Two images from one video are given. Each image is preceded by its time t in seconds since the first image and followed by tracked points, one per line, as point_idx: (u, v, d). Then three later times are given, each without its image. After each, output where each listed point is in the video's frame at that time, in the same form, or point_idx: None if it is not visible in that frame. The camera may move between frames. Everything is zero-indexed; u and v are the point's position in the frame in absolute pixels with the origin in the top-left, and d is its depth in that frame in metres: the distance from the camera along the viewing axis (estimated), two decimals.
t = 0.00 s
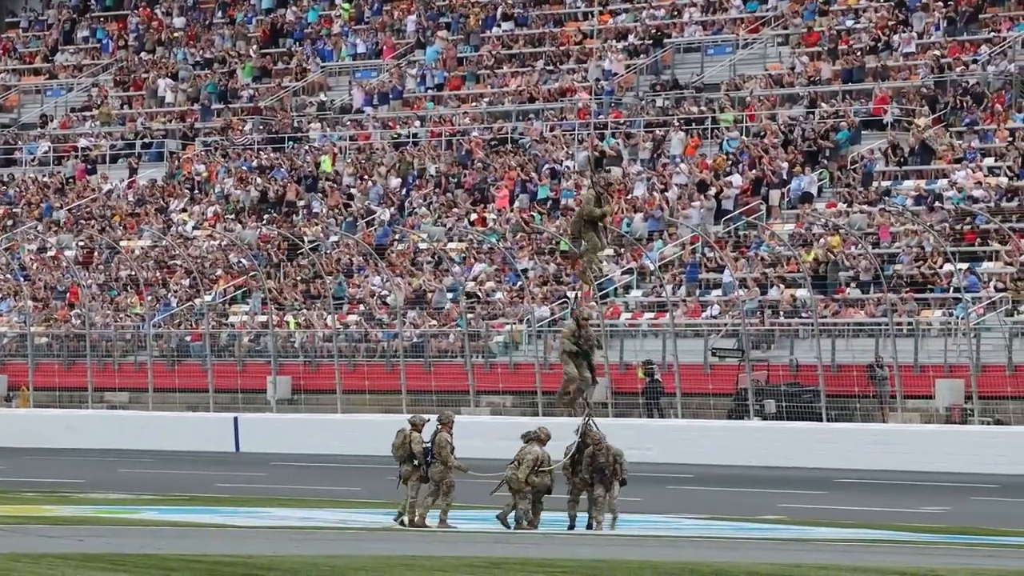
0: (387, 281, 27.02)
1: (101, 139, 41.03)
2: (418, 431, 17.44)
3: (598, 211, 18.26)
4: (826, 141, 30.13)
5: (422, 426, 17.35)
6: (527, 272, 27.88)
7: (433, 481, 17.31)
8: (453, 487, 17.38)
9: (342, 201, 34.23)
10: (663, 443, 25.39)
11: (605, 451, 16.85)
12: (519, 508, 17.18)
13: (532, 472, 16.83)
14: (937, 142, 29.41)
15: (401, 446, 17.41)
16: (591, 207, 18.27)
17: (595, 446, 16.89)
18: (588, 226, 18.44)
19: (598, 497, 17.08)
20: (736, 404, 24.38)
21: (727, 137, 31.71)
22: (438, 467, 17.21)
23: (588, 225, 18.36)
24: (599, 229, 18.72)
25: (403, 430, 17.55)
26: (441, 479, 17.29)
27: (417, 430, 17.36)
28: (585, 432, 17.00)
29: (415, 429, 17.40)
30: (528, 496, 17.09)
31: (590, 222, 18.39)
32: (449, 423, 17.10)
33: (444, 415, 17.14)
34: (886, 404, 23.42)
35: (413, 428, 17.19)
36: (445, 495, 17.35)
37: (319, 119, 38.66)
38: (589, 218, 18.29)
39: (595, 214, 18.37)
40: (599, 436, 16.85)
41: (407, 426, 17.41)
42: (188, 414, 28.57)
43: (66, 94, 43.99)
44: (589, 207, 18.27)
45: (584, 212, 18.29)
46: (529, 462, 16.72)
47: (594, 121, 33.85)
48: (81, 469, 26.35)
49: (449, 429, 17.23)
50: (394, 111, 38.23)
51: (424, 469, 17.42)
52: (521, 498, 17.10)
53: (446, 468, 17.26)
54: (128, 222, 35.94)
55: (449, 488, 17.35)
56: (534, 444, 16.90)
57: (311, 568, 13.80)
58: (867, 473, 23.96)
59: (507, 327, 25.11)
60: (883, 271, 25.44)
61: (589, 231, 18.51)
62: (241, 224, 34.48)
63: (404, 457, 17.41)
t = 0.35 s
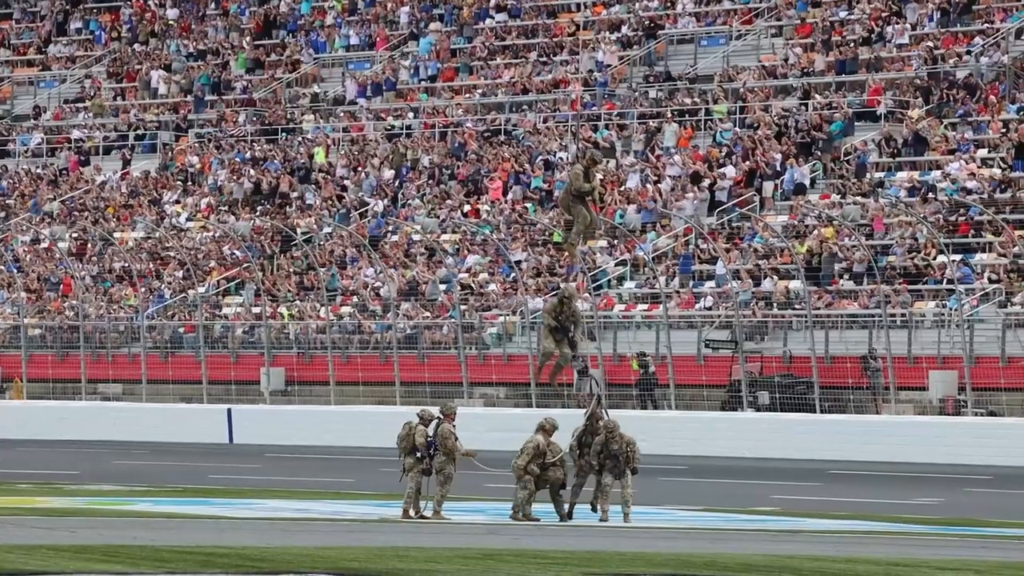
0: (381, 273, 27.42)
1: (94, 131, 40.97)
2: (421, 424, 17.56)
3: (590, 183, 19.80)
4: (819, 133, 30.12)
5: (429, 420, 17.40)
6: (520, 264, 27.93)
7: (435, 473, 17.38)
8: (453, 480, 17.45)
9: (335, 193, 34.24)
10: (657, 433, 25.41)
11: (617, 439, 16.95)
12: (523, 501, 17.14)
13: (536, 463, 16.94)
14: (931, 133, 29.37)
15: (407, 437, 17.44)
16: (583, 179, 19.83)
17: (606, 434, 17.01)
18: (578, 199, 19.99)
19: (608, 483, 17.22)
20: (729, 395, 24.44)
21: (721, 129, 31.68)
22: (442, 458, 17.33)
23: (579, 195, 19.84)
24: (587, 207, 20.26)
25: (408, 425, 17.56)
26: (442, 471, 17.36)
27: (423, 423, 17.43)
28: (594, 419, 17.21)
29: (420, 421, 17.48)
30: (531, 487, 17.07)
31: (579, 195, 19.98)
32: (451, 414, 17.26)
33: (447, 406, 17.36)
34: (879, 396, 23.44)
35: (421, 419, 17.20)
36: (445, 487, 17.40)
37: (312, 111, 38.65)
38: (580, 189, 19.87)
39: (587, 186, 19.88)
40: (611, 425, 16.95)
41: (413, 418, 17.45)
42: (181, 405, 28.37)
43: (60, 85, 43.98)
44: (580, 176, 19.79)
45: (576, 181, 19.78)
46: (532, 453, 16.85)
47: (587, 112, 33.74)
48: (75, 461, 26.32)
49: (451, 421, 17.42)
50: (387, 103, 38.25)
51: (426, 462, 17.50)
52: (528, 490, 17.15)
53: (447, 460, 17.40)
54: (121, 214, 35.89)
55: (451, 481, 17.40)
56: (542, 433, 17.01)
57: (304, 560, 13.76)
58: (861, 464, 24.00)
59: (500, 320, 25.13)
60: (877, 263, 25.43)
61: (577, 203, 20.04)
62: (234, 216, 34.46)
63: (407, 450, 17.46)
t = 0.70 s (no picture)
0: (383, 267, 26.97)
1: (95, 125, 40.97)
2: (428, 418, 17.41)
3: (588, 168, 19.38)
4: (821, 128, 30.11)
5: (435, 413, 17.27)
6: (521, 258, 27.97)
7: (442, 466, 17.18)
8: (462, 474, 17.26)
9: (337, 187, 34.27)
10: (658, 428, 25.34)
11: (621, 428, 16.77)
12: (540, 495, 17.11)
13: (545, 456, 16.91)
14: (932, 128, 29.35)
15: (413, 430, 17.39)
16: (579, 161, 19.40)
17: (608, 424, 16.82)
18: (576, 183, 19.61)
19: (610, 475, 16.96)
20: (731, 390, 24.37)
21: (722, 123, 31.65)
22: (447, 453, 17.13)
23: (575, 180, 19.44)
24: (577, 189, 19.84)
25: (415, 417, 17.51)
26: (450, 466, 17.18)
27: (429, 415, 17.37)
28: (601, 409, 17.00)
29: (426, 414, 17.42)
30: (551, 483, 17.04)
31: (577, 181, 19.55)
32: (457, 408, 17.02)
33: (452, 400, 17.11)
34: (881, 390, 23.35)
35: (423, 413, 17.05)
36: (453, 482, 17.23)
37: (312, 105, 38.66)
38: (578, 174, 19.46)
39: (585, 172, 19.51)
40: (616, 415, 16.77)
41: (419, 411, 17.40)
42: (182, 400, 28.51)
43: (61, 80, 43.99)
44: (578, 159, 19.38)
45: (573, 167, 19.40)
46: (540, 447, 16.84)
47: (589, 107, 33.89)
48: (77, 455, 26.32)
49: (457, 415, 17.17)
50: (389, 98, 38.27)
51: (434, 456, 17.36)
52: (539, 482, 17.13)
53: (454, 454, 17.18)
54: (123, 208, 35.89)
55: (458, 475, 17.21)
56: (553, 426, 16.97)
57: (304, 555, 13.75)
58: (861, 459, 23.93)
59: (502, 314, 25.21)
60: (878, 257, 25.45)
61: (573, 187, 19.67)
62: (235, 210, 34.46)
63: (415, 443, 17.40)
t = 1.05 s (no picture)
0: (386, 270, 27.44)
1: (99, 127, 40.98)
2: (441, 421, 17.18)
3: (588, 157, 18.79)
4: (824, 129, 30.10)
5: (448, 416, 17.08)
6: (525, 260, 27.99)
7: (458, 471, 16.97)
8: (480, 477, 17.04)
9: (340, 189, 34.27)
10: (663, 430, 25.30)
11: (617, 427, 17.02)
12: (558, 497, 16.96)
13: (562, 460, 16.71)
14: (936, 130, 29.35)
15: (425, 435, 17.16)
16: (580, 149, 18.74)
17: (604, 422, 17.07)
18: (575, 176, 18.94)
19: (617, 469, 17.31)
20: (734, 391, 24.37)
21: (725, 125, 31.62)
22: (462, 457, 16.90)
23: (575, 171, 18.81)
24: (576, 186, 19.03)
25: (427, 421, 17.29)
26: (467, 469, 16.93)
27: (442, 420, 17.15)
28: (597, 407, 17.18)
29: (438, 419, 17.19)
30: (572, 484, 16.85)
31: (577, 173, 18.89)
32: (473, 412, 16.83)
33: (468, 403, 16.90)
34: (884, 392, 23.39)
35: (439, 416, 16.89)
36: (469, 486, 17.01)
37: (316, 107, 38.66)
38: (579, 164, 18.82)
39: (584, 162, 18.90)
40: (614, 415, 17.00)
41: (431, 416, 17.17)
42: (185, 401, 28.44)
43: (64, 81, 43.99)
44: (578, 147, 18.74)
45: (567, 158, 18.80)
46: (556, 452, 16.60)
47: (592, 109, 33.88)
48: (80, 457, 26.31)
49: (474, 418, 16.99)
50: (392, 100, 38.26)
51: (445, 460, 17.21)
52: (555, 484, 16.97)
53: (471, 458, 16.95)
54: (126, 209, 35.90)
55: (476, 478, 16.95)
56: (564, 430, 16.84)
57: (308, 557, 13.74)
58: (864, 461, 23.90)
59: (506, 316, 25.03)
60: (882, 259, 25.45)
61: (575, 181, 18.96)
62: (239, 212, 34.46)
63: (426, 447, 17.22)
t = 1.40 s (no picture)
0: (389, 278, 27.59)
1: (101, 136, 40.99)
2: (453, 430, 17.11)
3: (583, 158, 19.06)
4: (826, 140, 30.09)
5: (460, 425, 17.01)
6: (527, 269, 28.02)
7: (470, 479, 16.95)
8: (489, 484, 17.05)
9: (343, 199, 34.29)
10: (665, 440, 25.30)
11: (605, 428, 16.71)
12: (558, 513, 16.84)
13: (566, 472, 16.67)
14: (938, 140, 29.34)
15: (437, 444, 17.06)
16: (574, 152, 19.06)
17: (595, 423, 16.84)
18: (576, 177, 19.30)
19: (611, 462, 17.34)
20: (735, 403, 24.45)
21: (727, 135, 31.60)
22: (474, 465, 16.88)
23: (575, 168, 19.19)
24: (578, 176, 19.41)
25: (439, 430, 17.20)
26: (477, 477, 16.93)
27: (454, 429, 17.06)
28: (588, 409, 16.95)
29: (450, 428, 17.09)
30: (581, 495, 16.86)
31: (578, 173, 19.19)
32: (485, 420, 16.79)
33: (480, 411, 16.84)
34: (886, 403, 23.33)
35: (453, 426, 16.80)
36: (480, 493, 16.99)
37: (319, 116, 38.67)
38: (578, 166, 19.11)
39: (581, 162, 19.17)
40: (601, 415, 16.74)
41: (443, 425, 17.07)
42: (187, 410, 28.43)
43: (67, 90, 43.99)
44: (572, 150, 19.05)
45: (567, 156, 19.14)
46: (557, 466, 16.57)
47: (593, 118, 33.90)
48: (82, 466, 26.31)
49: (486, 426, 16.94)
50: (394, 109, 38.28)
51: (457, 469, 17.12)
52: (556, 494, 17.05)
53: (483, 466, 16.94)
54: (128, 219, 35.92)
55: (484, 486, 16.96)
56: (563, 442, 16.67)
57: (308, 567, 13.75)
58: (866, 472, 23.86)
59: (507, 325, 25.14)
60: (884, 269, 25.45)
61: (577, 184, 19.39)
62: (242, 221, 34.48)
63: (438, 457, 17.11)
